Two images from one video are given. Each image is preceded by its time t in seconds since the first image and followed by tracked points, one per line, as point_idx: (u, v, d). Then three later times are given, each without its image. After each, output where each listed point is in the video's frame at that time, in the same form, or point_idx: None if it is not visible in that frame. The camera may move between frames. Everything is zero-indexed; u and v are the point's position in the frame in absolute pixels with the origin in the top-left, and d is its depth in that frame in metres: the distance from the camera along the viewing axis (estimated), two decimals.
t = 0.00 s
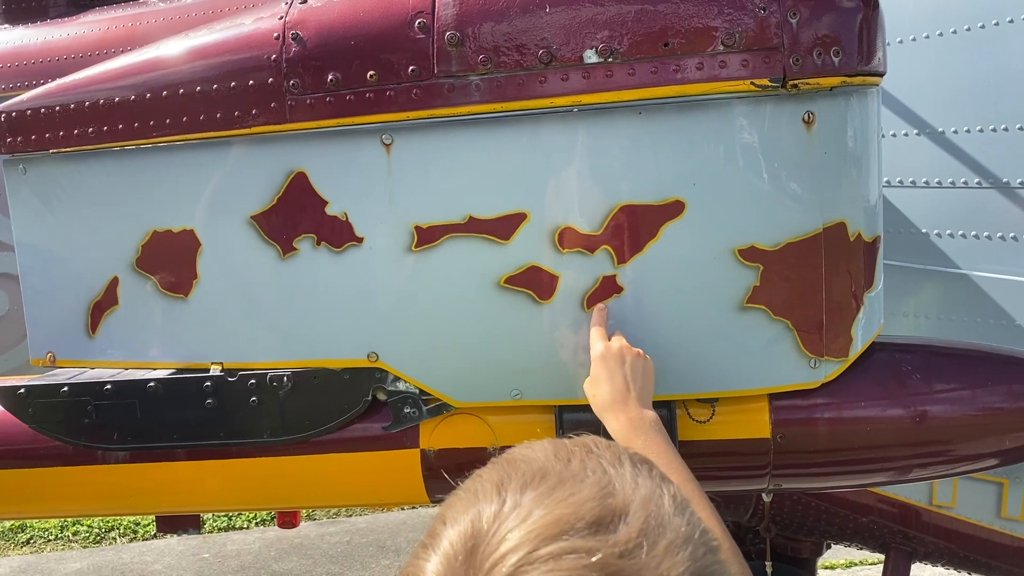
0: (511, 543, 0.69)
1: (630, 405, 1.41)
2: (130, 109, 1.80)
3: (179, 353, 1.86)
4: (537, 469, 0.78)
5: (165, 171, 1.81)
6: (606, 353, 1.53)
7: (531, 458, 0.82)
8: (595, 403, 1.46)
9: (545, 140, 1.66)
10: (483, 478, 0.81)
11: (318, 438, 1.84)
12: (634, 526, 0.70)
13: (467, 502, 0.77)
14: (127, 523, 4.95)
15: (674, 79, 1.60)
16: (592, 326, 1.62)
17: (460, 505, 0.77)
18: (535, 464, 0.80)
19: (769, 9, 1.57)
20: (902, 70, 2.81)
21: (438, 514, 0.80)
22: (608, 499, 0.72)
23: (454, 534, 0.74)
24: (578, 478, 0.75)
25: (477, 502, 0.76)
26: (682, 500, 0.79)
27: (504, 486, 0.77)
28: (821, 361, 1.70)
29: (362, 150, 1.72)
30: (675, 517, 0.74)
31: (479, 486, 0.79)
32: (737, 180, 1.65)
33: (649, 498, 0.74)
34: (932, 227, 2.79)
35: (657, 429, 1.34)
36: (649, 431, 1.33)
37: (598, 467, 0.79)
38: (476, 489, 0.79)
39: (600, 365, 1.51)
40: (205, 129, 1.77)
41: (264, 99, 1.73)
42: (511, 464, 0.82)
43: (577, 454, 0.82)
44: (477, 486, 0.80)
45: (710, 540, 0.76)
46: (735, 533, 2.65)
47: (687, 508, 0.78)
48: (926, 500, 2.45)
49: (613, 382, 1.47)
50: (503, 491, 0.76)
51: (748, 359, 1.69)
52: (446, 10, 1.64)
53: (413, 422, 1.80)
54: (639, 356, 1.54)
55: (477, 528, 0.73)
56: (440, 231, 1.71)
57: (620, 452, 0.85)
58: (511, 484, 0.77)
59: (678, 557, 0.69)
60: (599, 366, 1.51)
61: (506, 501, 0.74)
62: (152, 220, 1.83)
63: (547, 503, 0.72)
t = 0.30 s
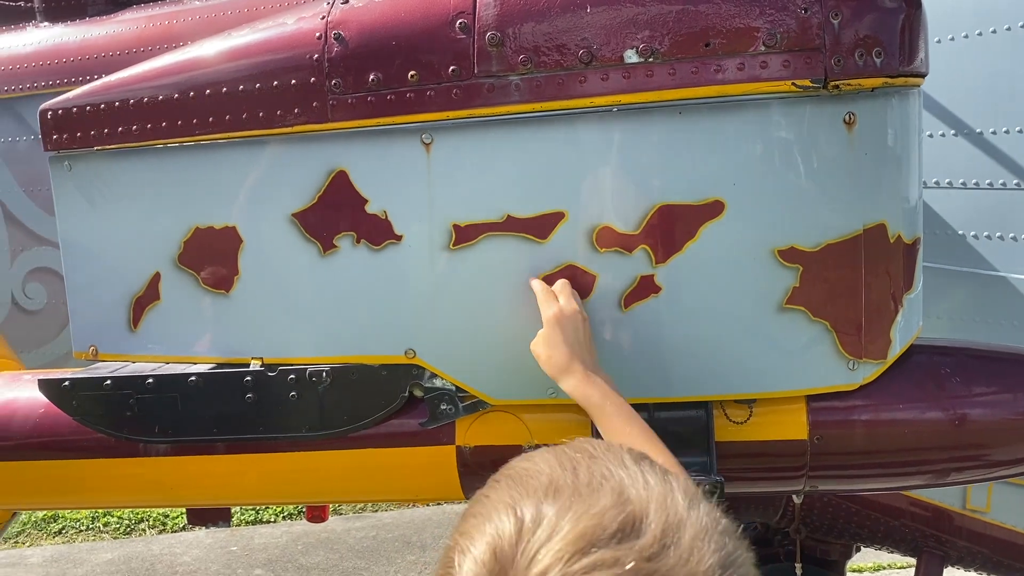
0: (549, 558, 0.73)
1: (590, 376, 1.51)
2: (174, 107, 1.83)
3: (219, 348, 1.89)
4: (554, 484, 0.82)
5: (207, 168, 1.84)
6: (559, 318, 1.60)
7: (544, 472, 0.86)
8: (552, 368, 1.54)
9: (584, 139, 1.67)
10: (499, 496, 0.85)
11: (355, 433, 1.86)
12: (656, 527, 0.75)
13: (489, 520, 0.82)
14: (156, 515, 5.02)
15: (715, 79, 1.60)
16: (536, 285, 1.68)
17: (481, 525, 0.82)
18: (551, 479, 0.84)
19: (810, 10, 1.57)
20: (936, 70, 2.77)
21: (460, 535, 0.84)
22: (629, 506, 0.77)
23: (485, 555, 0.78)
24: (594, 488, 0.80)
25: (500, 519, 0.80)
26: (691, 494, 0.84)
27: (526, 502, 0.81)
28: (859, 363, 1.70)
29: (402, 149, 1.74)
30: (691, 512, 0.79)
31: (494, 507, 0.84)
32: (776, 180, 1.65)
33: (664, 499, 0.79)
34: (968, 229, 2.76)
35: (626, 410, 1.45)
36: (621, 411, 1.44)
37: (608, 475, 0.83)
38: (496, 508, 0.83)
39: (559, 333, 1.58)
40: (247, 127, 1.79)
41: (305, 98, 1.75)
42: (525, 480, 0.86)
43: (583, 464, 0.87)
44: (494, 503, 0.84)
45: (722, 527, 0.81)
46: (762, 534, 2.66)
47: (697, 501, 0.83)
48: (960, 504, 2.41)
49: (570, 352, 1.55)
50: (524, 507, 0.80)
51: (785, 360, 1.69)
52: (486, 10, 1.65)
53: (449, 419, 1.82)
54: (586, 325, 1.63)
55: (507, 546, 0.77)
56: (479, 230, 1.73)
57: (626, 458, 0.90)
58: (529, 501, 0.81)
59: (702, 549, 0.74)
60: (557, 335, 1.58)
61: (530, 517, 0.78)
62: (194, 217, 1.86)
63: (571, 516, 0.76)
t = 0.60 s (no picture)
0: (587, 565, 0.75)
1: (588, 324, 1.49)
2: (219, 102, 1.83)
3: (261, 342, 1.89)
4: (582, 495, 0.85)
5: (251, 163, 1.84)
6: (561, 276, 1.57)
7: (569, 482, 0.89)
8: (551, 319, 1.53)
9: (630, 136, 1.65)
10: (524, 508, 0.87)
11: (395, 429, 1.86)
12: (687, 535, 0.78)
13: (519, 531, 0.84)
14: (186, 507, 5.07)
15: (765, 76, 1.57)
16: (535, 232, 1.63)
17: (511, 536, 0.84)
18: (579, 489, 0.87)
19: (865, 5, 1.54)
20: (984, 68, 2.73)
21: (487, 547, 0.86)
22: (660, 514, 0.80)
23: (518, 565, 0.80)
24: (624, 497, 0.83)
25: (530, 531, 0.83)
26: (717, 499, 0.87)
27: (558, 511, 0.84)
28: (910, 366, 1.66)
29: (446, 145, 1.73)
30: (718, 517, 0.82)
31: (521, 517, 0.86)
32: (827, 179, 1.62)
33: (692, 508, 0.82)
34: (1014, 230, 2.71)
35: (619, 359, 1.44)
36: (615, 362, 1.43)
37: (634, 484, 0.86)
38: (525, 518, 0.85)
39: (560, 289, 1.56)
40: (292, 123, 1.79)
41: (349, 94, 1.75)
42: (552, 491, 0.88)
43: (607, 474, 0.90)
44: (521, 514, 0.86)
45: (748, 531, 0.84)
46: (796, 537, 2.65)
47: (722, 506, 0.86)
48: (1002, 512, 2.35)
49: (570, 304, 1.53)
50: (553, 517, 0.83)
51: (833, 362, 1.66)
52: (534, 5, 1.64)
53: (490, 417, 1.81)
54: (586, 274, 1.61)
55: (540, 558, 0.79)
56: (523, 227, 1.71)
57: (650, 466, 0.92)
58: (557, 512, 0.83)
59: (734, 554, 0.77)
60: (558, 290, 1.55)
61: (561, 528, 0.81)
62: (237, 212, 1.86)
63: (603, 525, 0.79)
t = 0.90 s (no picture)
0: None
1: (616, 328, 1.45)
2: (258, 97, 1.83)
3: (297, 339, 1.88)
4: (611, 512, 0.83)
5: (289, 158, 1.83)
6: (589, 282, 1.55)
7: (596, 498, 0.87)
8: (579, 325, 1.50)
9: (675, 133, 1.61)
10: (553, 527, 0.85)
11: (431, 428, 1.84)
12: (724, 548, 0.74)
13: (547, 550, 0.82)
14: (216, 500, 5.10)
15: (815, 71, 1.53)
16: (569, 243, 1.65)
17: (539, 557, 0.82)
18: (607, 505, 0.84)
19: None
20: None
21: (516, 569, 0.84)
22: (695, 529, 0.77)
23: None
24: (655, 513, 0.80)
25: (559, 550, 0.80)
26: (753, 510, 0.84)
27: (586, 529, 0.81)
28: (961, 371, 1.61)
29: (485, 141, 1.71)
30: (756, 530, 0.78)
31: (550, 537, 0.83)
32: (878, 178, 1.57)
33: (728, 521, 0.78)
34: None
35: (648, 363, 1.38)
36: (642, 366, 1.37)
37: (666, 498, 0.83)
38: (553, 537, 0.83)
39: (586, 295, 1.54)
40: (330, 118, 1.78)
41: (390, 89, 1.74)
42: (579, 508, 0.86)
43: (637, 487, 0.87)
44: (549, 533, 0.84)
45: (789, 542, 0.80)
46: (829, 542, 2.59)
47: (761, 517, 0.82)
48: None
49: (598, 309, 1.50)
50: (582, 536, 0.80)
51: (880, 366, 1.62)
52: None
53: (527, 417, 1.78)
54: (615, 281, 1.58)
55: None
56: (563, 224, 1.69)
57: (681, 479, 0.89)
58: (586, 531, 0.81)
59: (777, 566, 0.73)
60: (585, 296, 1.53)
61: (591, 547, 0.78)
62: (275, 207, 1.85)
63: (635, 543, 0.76)
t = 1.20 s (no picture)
0: None
1: (641, 328, 1.41)
2: (293, 89, 1.82)
3: (329, 333, 1.87)
4: (620, 519, 0.78)
5: (323, 151, 1.81)
6: (615, 285, 1.52)
7: (604, 503, 0.82)
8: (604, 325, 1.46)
9: (717, 126, 1.58)
10: (560, 535, 0.80)
11: (463, 425, 1.82)
12: (740, 558, 0.69)
13: (553, 560, 0.77)
14: (243, 494, 5.12)
15: (863, 63, 1.49)
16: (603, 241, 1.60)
17: (544, 566, 0.77)
18: (616, 512, 0.79)
19: None
20: None
21: None
22: (709, 537, 0.71)
23: None
24: (665, 521, 0.75)
25: (566, 560, 0.76)
26: (771, 516, 0.78)
27: (595, 537, 0.76)
28: (1011, 374, 1.56)
29: (522, 134, 1.68)
30: (774, 537, 0.73)
31: (556, 546, 0.79)
32: (927, 173, 1.52)
33: (744, 528, 0.73)
34: None
35: (672, 363, 1.33)
36: (663, 366, 1.33)
37: (678, 505, 0.78)
38: (559, 546, 0.78)
39: (613, 295, 1.50)
40: (365, 110, 1.76)
41: (425, 81, 1.72)
42: (586, 514, 0.81)
43: (647, 493, 0.82)
44: (556, 542, 0.80)
45: (811, 550, 0.75)
46: (863, 547, 2.56)
47: (779, 524, 0.77)
48: None
49: (625, 309, 1.46)
50: (590, 545, 0.75)
51: (927, 368, 1.57)
52: None
53: (561, 415, 1.75)
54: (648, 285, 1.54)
55: None
56: (601, 219, 1.66)
57: (695, 483, 0.84)
58: (594, 539, 0.76)
59: None
60: (612, 297, 1.50)
61: (599, 557, 0.73)
62: (308, 200, 1.84)
63: (646, 552, 0.71)
